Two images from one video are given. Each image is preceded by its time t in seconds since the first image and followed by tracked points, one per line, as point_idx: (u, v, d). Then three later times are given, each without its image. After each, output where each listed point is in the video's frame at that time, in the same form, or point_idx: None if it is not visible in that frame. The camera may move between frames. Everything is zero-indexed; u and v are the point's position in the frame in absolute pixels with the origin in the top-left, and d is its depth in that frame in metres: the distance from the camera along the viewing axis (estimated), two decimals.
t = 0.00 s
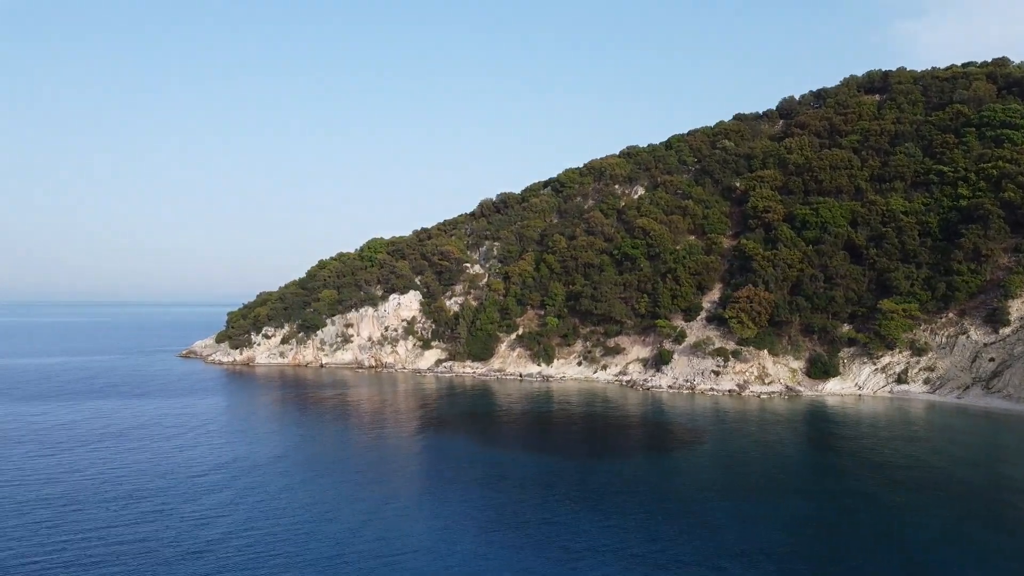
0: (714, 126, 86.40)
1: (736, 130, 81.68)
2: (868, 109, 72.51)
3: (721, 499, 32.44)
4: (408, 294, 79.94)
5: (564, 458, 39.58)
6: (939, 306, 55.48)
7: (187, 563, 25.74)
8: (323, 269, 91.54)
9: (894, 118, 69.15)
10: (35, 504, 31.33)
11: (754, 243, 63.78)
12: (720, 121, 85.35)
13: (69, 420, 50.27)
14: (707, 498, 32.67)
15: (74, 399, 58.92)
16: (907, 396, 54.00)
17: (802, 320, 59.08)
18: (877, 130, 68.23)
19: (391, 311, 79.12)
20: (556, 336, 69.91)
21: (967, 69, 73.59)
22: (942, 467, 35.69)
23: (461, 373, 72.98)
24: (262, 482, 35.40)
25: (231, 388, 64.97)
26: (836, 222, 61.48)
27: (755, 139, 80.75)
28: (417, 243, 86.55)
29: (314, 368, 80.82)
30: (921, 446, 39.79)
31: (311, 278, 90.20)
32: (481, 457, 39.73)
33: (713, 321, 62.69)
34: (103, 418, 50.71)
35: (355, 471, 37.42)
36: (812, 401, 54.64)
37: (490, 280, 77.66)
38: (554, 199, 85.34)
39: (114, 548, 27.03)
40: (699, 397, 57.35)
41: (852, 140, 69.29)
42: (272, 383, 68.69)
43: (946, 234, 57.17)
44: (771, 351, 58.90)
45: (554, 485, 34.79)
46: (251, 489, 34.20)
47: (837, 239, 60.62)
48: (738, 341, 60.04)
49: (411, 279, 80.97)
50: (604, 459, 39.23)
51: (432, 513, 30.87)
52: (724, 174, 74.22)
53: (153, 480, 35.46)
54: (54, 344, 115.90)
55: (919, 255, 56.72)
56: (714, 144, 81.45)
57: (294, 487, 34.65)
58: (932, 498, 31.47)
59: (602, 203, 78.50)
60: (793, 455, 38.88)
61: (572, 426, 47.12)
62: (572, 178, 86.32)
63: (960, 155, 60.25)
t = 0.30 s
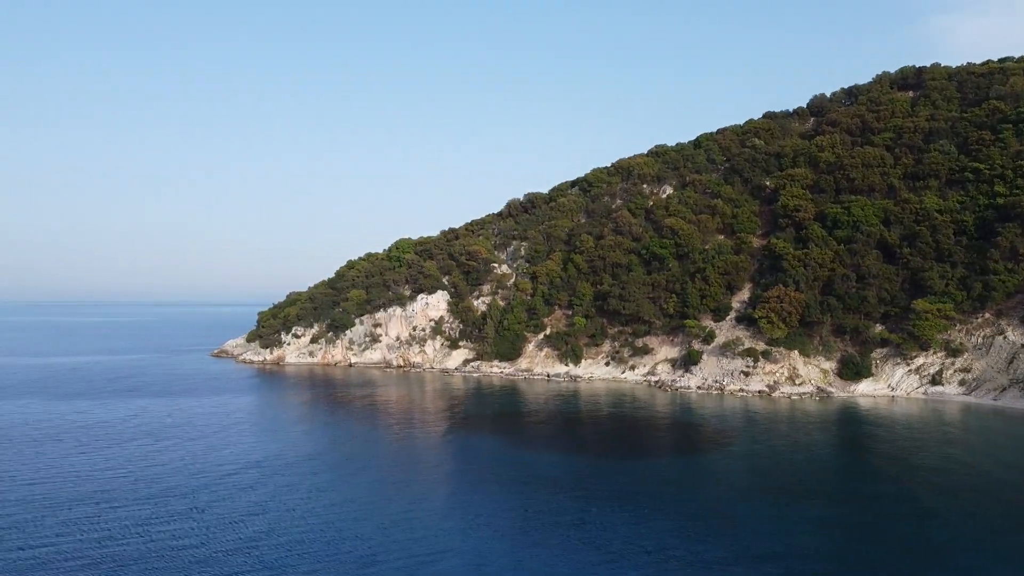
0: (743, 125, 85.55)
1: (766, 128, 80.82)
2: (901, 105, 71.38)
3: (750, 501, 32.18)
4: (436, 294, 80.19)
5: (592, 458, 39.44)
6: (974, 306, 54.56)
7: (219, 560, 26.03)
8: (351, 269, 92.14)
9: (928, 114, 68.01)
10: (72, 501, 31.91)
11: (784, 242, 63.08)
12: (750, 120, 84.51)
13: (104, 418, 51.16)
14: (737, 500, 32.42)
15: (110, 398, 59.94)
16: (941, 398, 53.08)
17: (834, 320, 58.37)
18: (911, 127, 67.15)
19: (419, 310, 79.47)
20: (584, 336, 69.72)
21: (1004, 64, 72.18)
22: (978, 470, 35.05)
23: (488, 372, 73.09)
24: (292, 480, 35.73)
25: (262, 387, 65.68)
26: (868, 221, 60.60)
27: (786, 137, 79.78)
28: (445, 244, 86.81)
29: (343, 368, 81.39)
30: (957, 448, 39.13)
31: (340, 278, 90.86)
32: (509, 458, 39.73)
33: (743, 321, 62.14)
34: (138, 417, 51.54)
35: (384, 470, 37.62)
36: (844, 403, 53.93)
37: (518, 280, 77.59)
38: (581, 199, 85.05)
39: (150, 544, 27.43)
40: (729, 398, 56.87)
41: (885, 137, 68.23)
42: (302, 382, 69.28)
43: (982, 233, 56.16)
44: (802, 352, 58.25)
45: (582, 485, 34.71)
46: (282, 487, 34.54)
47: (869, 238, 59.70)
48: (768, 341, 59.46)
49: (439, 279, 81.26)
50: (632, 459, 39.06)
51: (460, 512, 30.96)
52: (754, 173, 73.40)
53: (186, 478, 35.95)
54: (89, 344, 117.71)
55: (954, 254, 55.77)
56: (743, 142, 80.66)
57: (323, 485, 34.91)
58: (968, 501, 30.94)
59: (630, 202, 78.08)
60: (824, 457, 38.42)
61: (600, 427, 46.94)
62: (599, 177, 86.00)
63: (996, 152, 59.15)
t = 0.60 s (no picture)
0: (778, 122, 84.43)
1: (801, 125, 79.68)
2: (941, 101, 69.86)
3: (785, 503, 31.75)
4: (467, 294, 80.36)
5: (624, 459, 39.21)
6: (1017, 305, 53.50)
7: (253, 556, 26.32)
8: (384, 269, 92.74)
9: (969, 110, 66.51)
10: (111, 499, 32.53)
11: (820, 241, 62.15)
12: (785, 118, 83.39)
13: (143, 416, 52.14)
14: (770, 501, 32.07)
15: (149, 397, 61.06)
16: (983, 400, 51.75)
17: (871, 321, 57.47)
18: (951, 123, 65.75)
19: (450, 310, 79.74)
20: (616, 336, 69.41)
21: None
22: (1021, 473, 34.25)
23: (520, 372, 73.14)
24: (325, 478, 36.06)
25: (296, 386, 66.43)
26: (907, 219, 59.41)
27: (822, 135, 78.53)
28: (477, 244, 86.99)
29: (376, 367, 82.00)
30: (999, 451, 38.24)
31: (372, 278, 91.50)
32: (541, 458, 39.68)
33: (777, 321, 61.42)
34: (175, 415, 52.45)
35: (416, 469, 37.79)
36: (881, 404, 52.97)
37: (549, 279, 77.45)
38: (613, 198, 84.59)
39: (186, 541, 27.83)
40: (763, 399, 56.23)
41: (924, 134, 66.75)
42: (335, 381, 69.89)
43: None
44: (838, 353, 57.35)
45: (614, 486, 34.52)
46: (315, 484, 34.88)
47: (907, 237, 58.48)
48: (804, 342, 58.70)
49: (470, 279, 81.48)
50: (664, 460, 38.81)
51: (492, 513, 30.97)
52: (789, 171, 72.33)
53: (222, 475, 36.46)
54: (128, 343, 119.87)
55: (996, 253, 54.53)
56: (777, 140, 79.59)
57: (356, 483, 35.16)
58: (1009, 505, 30.24)
59: (662, 202, 77.47)
60: (861, 459, 37.78)
61: (632, 427, 46.66)
62: (631, 176, 85.52)
63: None
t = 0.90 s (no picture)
0: (809, 120, 83.40)
1: (833, 122, 78.67)
2: (976, 97, 68.59)
3: (817, 505, 31.41)
4: (495, 294, 80.46)
5: (653, 460, 39.05)
6: None
7: (284, 554, 26.51)
8: (412, 269, 93.17)
9: (1006, 106, 65.20)
10: (145, 496, 32.97)
11: (852, 240, 61.38)
12: (816, 115, 82.38)
13: (177, 414, 52.90)
14: (802, 503, 31.72)
15: (182, 395, 61.95)
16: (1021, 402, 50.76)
17: (904, 321, 56.63)
18: (987, 120, 64.50)
19: (478, 310, 79.91)
20: (644, 336, 69.08)
21: None
22: None
23: (548, 372, 73.12)
24: (354, 477, 36.29)
25: (326, 385, 67.01)
26: (941, 217, 58.45)
27: (854, 132, 77.45)
28: (505, 243, 87.06)
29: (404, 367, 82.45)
30: None
31: (401, 278, 91.96)
32: (569, 457, 39.65)
33: (808, 321, 60.77)
34: (208, 413, 53.14)
35: (445, 468, 37.94)
36: (915, 406, 52.22)
37: (577, 279, 77.25)
38: (641, 197, 84.20)
39: (217, 536, 28.10)
40: (794, 400, 55.70)
41: (959, 130, 65.62)
42: (364, 380, 70.34)
43: None
44: (870, 353, 56.65)
45: (643, 486, 34.42)
46: (345, 483, 35.12)
47: (942, 235, 57.53)
48: (835, 342, 58.04)
49: (498, 279, 81.58)
50: (694, 461, 38.56)
51: (520, 512, 31.00)
52: (820, 169, 71.44)
53: (254, 473, 36.90)
54: (163, 342, 121.77)
55: None
56: (808, 138, 78.68)
57: (386, 482, 35.33)
58: None
59: (691, 201, 76.92)
60: (894, 461, 37.27)
61: (662, 427, 46.42)
62: (660, 176, 85.04)
63: None
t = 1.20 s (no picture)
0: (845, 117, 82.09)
1: (869, 119, 77.35)
2: (1019, 92, 66.95)
3: (852, 507, 30.96)
4: (526, 294, 80.43)
5: (686, 461, 38.77)
6: None
7: (318, 552, 26.74)
8: (444, 269, 93.51)
9: None
10: (182, 494, 33.48)
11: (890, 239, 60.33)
12: (852, 112, 81.08)
13: (213, 413, 53.73)
14: (837, 505, 31.28)
15: (218, 394, 62.86)
16: None
17: (944, 321, 55.53)
18: None
19: (509, 310, 79.96)
20: (677, 336, 68.56)
21: None
22: None
23: (580, 372, 72.94)
24: (386, 476, 36.56)
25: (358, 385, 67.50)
26: (982, 215, 57.18)
27: (891, 129, 76.08)
28: (536, 243, 87.00)
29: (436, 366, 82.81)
30: None
31: (432, 278, 92.39)
32: (601, 458, 39.52)
33: (844, 321, 59.87)
34: (243, 412, 53.85)
35: (476, 468, 38.05)
36: (955, 407, 51.18)
37: (609, 279, 76.89)
38: (674, 196, 83.58)
39: (253, 534, 28.45)
40: (830, 401, 54.92)
41: (1001, 126, 64.13)
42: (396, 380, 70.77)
43: None
44: (909, 354, 55.67)
45: (676, 487, 34.21)
46: (378, 482, 35.37)
47: (983, 234, 56.31)
48: (872, 342, 57.13)
49: (530, 279, 81.59)
50: (726, 462, 38.22)
51: (551, 513, 30.98)
52: (856, 167, 70.29)
53: (288, 472, 37.31)
54: (200, 342, 123.70)
55: None
56: (844, 136, 77.45)
57: (418, 481, 35.54)
58: None
59: (724, 200, 76.15)
60: (933, 463, 36.57)
61: (695, 428, 46.04)
62: (692, 175, 84.33)
63: None
